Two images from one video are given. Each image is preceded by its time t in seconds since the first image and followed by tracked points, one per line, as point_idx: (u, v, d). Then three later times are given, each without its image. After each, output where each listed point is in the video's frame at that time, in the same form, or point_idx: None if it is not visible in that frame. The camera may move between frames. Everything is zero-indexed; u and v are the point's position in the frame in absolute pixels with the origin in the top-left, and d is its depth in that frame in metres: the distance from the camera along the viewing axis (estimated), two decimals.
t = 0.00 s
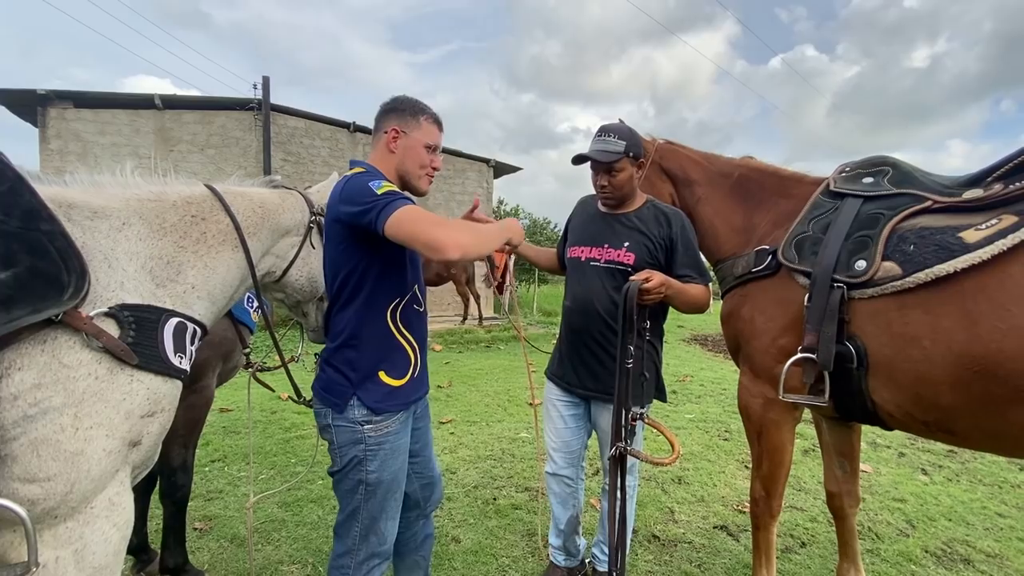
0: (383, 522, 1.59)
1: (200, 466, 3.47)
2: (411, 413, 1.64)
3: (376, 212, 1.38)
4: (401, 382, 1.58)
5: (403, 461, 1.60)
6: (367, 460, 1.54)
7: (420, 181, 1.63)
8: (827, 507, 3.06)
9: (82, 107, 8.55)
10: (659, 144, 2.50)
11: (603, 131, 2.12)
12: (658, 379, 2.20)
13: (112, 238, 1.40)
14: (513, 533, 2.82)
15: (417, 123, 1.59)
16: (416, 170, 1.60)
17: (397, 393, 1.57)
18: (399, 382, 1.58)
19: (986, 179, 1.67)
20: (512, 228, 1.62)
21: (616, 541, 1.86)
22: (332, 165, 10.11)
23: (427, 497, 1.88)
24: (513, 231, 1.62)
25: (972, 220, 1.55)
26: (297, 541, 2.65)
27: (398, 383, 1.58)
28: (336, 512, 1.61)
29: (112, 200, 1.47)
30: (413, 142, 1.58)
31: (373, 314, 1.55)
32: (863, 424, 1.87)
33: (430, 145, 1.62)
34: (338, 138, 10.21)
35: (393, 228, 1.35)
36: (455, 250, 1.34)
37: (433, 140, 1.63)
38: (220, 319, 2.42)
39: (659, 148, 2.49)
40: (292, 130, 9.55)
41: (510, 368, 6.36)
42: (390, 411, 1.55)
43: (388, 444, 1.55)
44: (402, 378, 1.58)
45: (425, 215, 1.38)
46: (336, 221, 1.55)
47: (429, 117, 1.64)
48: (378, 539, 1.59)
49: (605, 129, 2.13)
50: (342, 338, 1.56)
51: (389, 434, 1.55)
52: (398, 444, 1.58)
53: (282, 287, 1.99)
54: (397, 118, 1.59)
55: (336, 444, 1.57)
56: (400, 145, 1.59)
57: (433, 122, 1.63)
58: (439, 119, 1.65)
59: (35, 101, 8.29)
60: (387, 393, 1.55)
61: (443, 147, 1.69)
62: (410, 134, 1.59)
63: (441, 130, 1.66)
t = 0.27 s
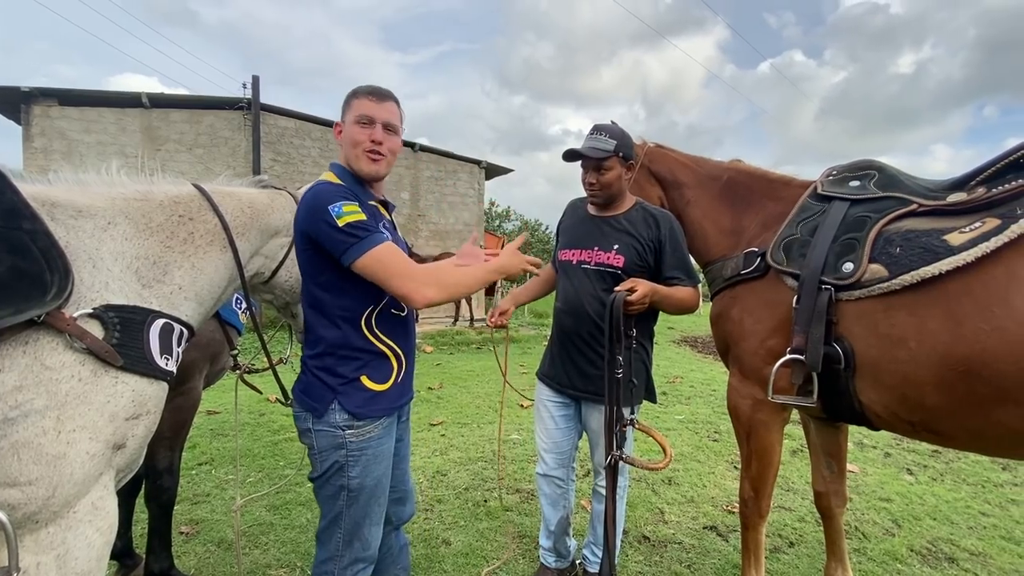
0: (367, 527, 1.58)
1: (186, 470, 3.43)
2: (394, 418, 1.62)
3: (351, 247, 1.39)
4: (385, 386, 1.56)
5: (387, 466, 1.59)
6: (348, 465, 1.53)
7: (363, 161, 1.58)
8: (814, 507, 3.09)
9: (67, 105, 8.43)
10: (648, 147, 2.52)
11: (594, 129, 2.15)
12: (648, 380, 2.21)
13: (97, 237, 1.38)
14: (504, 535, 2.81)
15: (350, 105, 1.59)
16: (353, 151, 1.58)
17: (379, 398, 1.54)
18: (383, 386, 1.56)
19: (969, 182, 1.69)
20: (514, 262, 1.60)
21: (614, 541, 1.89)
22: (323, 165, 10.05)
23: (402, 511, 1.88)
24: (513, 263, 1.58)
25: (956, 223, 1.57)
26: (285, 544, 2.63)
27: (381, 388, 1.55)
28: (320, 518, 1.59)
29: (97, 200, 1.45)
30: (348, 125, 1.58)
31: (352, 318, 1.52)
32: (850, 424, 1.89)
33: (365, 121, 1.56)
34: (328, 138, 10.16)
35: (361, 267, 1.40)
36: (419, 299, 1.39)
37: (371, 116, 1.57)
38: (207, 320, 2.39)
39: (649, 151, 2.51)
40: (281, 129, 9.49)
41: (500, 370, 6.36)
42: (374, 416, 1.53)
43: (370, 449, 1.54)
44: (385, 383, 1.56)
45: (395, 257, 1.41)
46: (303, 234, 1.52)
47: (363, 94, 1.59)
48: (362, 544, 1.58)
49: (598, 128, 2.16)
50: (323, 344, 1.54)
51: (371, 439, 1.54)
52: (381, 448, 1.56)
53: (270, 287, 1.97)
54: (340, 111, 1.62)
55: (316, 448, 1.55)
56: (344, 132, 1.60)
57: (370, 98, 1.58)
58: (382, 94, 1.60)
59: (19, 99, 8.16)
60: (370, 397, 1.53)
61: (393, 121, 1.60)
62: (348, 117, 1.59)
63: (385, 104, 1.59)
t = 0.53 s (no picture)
0: (348, 534, 1.56)
1: (171, 474, 3.38)
2: (378, 423, 1.60)
3: (321, 247, 1.38)
4: (365, 391, 1.53)
5: (368, 472, 1.57)
6: (327, 470, 1.51)
7: (346, 160, 1.57)
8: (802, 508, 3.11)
9: (50, 104, 8.29)
10: (637, 150, 2.53)
11: (585, 129, 2.16)
12: (637, 382, 2.21)
13: (78, 238, 1.35)
14: (493, 538, 2.81)
15: (332, 107, 1.58)
16: (336, 151, 1.56)
17: (359, 403, 1.52)
18: (362, 391, 1.53)
19: (954, 186, 1.71)
20: (480, 281, 1.60)
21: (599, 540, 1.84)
22: (311, 166, 9.99)
23: (396, 516, 1.86)
24: (480, 284, 1.59)
25: (941, 226, 1.59)
26: (272, 549, 2.60)
27: (360, 392, 1.53)
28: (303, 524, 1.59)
29: (79, 200, 1.42)
30: (331, 126, 1.57)
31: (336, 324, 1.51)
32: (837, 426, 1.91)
33: (346, 122, 1.55)
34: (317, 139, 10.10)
35: (330, 267, 1.37)
36: (385, 305, 1.37)
37: (352, 116, 1.55)
38: (192, 322, 2.36)
39: (638, 155, 2.52)
40: (269, 130, 9.43)
41: (490, 372, 6.35)
42: (353, 421, 1.51)
43: (350, 454, 1.52)
44: (364, 387, 1.53)
45: (369, 265, 1.39)
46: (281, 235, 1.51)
47: (341, 93, 1.57)
48: (345, 550, 1.56)
49: (588, 128, 2.17)
50: (302, 348, 1.53)
51: (350, 445, 1.51)
52: (362, 454, 1.54)
53: (257, 289, 1.95)
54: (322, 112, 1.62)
55: (298, 452, 1.54)
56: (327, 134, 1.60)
57: (353, 97, 1.57)
58: (365, 93, 1.58)
59: None
60: (347, 403, 1.50)
61: (377, 119, 1.58)
62: (331, 118, 1.58)
63: (369, 102, 1.57)
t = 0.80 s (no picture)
0: (339, 536, 1.55)
1: (154, 479, 3.33)
2: (370, 426, 1.59)
3: (309, 257, 1.38)
4: (357, 395, 1.53)
5: (360, 474, 1.56)
6: (320, 473, 1.50)
7: (341, 164, 1.55)
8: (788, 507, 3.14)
9: (31, 102, 8.16)
10: (625, 154, 2.56)
11: (576, 132, 2.17)
12: (626, 384, 2.22)
13: (57, 242, 1.34)
14: (482, 541, 2.80)
15: (330, 109, 1.57)
16: (330, 154, 1.55)
17: (352, 406, 1.51)
18: (355, 394, 1.53)
19: (933, 190, 1.74)
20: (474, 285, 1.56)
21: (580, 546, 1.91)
22: (299, 167, 9.93)
23: (386, 519, 1.86)
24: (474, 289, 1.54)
25: (921, 230, 1.62)
26: (258, 554, 2.57)
27: (353, 396, 1.52)
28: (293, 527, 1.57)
29: (59, 202, 1.40)
30: (326, 129, 1.56)
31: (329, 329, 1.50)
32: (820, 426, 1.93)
33: (343, 125, 1.54)
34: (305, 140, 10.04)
35: (319, 277, 1.37)
36: (368, 316, 1.37)
37: (349, 121, 1.55)
38: (176, 326, 2.33)
39: (624, 159, 2.55)
40: (257, 130, 9.35)
41: (479, 374, 6.34)
42: (345, 424, 1.50)
43: (342, 457, 1.51)
44: (357, 390, 1.53)
45: (357, 276, 1.38)
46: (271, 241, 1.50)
47: (337, 99, 1.57)
48: (336, 553, 1.56)
49: (579, 130, 2.19)
50: (293, 353, 1.51)
51: (342, 447, 1.51)
52: (354, 456, 1.53)
53: (243, 293, 1.93)
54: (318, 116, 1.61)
55: (289, 455, 1.53)
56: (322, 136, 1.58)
57: (350, 102, 1.57)
58: (363, 99, 1.59)
59: None
60: (340, 405, 1.50)
61: (373, 124, 1.58)
62: (327, 122, 1.57)
63: (366, 108, 1.58)
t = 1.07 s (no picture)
0: (330, 537, 1.54)
1: (138, 484, 3.28)
2: (362, 426, 1.58)
3: (299, 262, 1.36)
4: (349, 395, 1.52)
5: (351, 474, 1.55)
6: (311, 473, 1.49)
7: (358, 170, 1.56)
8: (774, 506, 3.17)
9: (11, 101, 8.01)
10: (614, 155, 2.57)
11: (569, 130, 2.18)
12: (615, 385, 2.23)
13: (37, 243, 1.32)
14: (472, 542, 2.79)
15: (340, 111, 1.52)
16: (347, 160, 1.53)
17: (343, 407, 1.50)
18: (347, 394, 1.52)
19: (915, 193, 1.77)
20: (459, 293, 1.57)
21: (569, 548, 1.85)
22: (286, 167, 9.85)
23: (376, 520, 1.84)
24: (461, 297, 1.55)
25: (904, 231, 1.64)
26: (245, 559, 2.55)
27: (345, 396, 1.51)
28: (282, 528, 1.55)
29: (39, 202, 1.38)
30: (340, 133, 1.52)
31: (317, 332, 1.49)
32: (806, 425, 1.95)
33: (360, 131, 1.53)
34: (292, 140, 9.96)
35: (310, 286, 1.36)
36: (355, 326, 1.34)
37: (364, 126, 1.54)
38: (161, 328, 2.30)
39: (613, 161, 2.56)
40: (244, 130, 9.26)
41: (469, 375, 6.33)
42: (336, 425, 1.49)
43: (334, 457, 1.50)
44: (349, 390, 1.52)
45: (345, 284, 1.36)
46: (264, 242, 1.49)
47: (349, 100, 1.54)
48: (326, 555, 1.54)
49: (572, 128, 2.20)
50: (285, 353, 1.50)
51: (334, 448, 1.50)
52: (345, 456, 1.52)
53: (228, 295, 1.91)
54: (321, 113, 1.54)
55: (280, 455, 1.51)
56: (329, 139, 1.53)
57: (361, 105, 1.55)
58: (367, 101, 1.57)
59: None
60: (332, 406, 1.49)
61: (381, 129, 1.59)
62: (337, 125, 1.52)
63: (373, 112, 1.57)
